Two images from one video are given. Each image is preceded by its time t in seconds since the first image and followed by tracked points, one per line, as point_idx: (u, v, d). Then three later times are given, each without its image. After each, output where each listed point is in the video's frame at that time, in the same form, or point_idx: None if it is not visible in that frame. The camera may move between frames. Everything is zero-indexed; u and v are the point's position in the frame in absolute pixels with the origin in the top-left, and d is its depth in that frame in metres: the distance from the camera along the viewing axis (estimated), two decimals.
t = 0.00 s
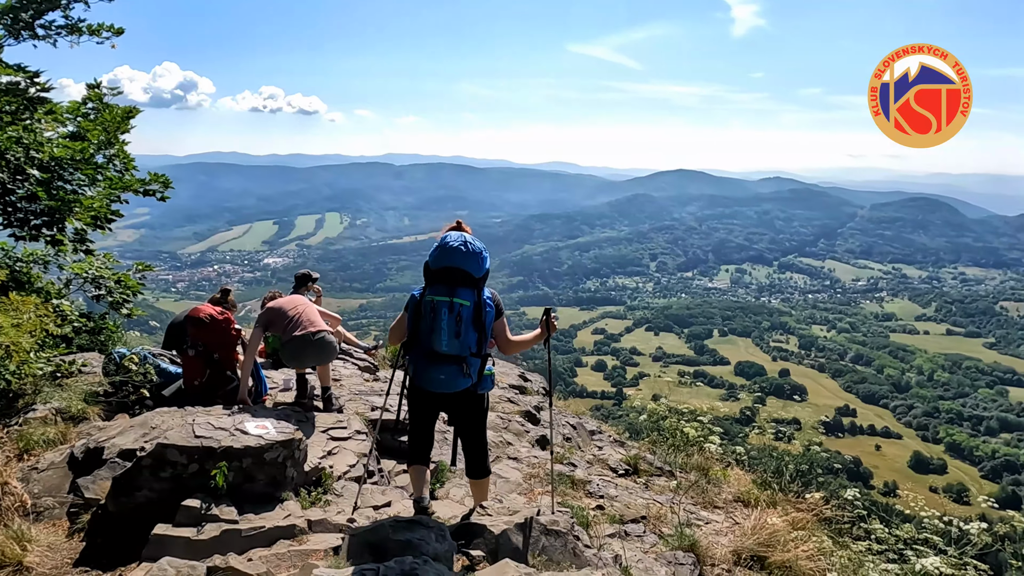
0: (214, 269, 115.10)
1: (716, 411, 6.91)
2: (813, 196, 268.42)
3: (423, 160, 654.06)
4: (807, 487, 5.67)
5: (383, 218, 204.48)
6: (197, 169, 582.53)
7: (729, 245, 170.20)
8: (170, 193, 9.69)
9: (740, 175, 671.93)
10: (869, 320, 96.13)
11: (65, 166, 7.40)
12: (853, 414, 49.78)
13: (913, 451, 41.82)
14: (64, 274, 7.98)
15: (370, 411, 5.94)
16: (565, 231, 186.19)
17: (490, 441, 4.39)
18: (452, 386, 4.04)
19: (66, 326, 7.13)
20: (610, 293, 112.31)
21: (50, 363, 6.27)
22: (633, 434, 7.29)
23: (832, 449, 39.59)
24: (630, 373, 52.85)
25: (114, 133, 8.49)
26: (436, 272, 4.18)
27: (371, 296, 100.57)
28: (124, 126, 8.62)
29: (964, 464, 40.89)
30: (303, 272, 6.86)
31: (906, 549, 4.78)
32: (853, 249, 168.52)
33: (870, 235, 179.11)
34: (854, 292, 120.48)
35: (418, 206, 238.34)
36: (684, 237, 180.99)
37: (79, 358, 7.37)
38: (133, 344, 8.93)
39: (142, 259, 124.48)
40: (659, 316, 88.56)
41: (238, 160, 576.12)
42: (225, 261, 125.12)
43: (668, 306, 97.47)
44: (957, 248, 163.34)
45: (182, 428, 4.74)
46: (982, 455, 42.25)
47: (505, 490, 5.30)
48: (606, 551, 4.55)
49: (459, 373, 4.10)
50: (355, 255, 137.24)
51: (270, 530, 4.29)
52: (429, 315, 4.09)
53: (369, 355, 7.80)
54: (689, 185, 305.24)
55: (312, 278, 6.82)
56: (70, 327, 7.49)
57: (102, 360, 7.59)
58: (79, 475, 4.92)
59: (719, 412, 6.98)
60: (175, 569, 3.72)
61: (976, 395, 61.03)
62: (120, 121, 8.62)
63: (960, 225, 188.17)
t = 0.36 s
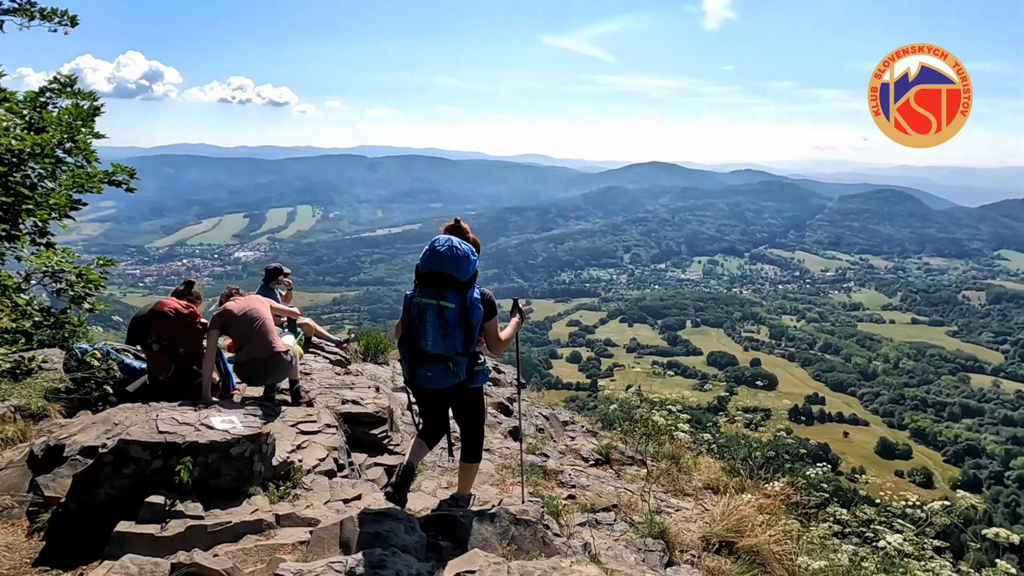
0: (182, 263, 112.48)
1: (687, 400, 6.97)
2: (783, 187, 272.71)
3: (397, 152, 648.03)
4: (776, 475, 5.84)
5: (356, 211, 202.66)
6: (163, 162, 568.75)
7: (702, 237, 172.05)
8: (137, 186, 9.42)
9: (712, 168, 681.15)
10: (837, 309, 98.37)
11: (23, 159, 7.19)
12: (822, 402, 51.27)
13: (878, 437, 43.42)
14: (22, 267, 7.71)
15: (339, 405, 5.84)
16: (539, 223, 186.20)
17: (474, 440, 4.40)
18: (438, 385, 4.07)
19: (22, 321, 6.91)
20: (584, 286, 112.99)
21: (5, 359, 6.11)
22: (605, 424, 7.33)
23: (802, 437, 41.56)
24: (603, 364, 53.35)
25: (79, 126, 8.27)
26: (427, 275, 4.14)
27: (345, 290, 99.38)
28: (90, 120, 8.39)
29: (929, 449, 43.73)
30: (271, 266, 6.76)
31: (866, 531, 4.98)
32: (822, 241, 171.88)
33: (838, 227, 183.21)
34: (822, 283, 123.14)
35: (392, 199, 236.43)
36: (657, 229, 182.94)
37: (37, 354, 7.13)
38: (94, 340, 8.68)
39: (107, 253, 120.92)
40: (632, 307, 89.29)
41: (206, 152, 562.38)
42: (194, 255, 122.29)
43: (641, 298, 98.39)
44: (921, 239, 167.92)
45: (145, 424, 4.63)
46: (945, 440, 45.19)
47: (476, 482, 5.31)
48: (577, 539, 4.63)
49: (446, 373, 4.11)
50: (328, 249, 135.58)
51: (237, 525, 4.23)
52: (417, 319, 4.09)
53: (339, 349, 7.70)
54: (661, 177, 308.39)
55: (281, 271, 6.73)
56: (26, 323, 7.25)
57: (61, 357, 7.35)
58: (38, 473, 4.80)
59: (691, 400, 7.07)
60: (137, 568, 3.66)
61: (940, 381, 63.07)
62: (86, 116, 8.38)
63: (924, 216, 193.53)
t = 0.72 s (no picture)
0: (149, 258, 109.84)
1: (659, 389, 7.05)
2: (754, 179, 276.39)
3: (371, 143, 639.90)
4: (745, 463, 5.97)
5: (329, 204, 200.44)
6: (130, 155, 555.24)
7: (675, 229, 173.57)
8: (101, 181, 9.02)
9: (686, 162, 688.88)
10: (807, 299, 100.39)
11: None
12: (792, 391, 52.14)
13: (847, 425, 44.66)
14: None
15: (309, 401, 5.78)
16: (514, 215, 185.89)
17: (444, 431, 4.41)
18: (395, 376, 4.06)
19: None
20: (559, 278, 113.51)
21: None
22: (578, 415, 7.38)
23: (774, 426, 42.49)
24: (578, 357, 53.65)
25: (34, 119, 7.97)
26: (394, 271, 4.10)
27: (318, 284, 98.12)
28: (48, 114, 8.11)
29: (895, 436, 43.85)
30: (240, 260, 6.64)
31: (832, 516, 5.10)
32: (793, 232, 174.79)
33: (807, 219, 186.71)
34: (793, 274, 125.62)
35: (366, 192, 234.03)
36: (630, 221, 184.67)
37: None
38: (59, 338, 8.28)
39: (70, 248, 117.31)
40: (607, 300, 89.91)
41: (172, 143, 547.49)
42: (162, 250, 119.37)
43: (615, 290, 99.17)
44: (888, 230, 171.96)
45: (108, 421, 4.54)
46: (909, 426, 45.82)
47: (448, 476, 5.31)
48: (546, 530, 4.68)
49: (410, 368, 4.08)
50: (299, 243, 133.67)
51: (203, 523, 4.16)
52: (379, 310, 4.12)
53: (311, 344, 7.65)
54: (635, 170, 310.89)
55: (251, 264, 6.62)
56: None
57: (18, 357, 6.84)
58: None
59: (662, 389, 7.16)
60: (99, 568, 3.58)
61: (905, 368, 64.88)
62: (45, 111, 8.12)
63: (891, 208, 198.33)
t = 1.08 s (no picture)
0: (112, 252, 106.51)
1: (630, 380, 7.16)
2: (723, 171, 279.88)
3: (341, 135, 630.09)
4: (713, 452, 6.11)
5: (299, 198, 197.49)
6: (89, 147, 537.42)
7: (646, 222, 174.74)
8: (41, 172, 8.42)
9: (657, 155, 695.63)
10: (775, 290, 102.34)
11: None
12: (761, 380, 54.16)
13: (814, 412, 45.87)
14: None
15: (277, 396, 5.70)
16: (487, 208, 184.94)
17: (406, 428, 4.45)
18: (352, 377, 4.16)
19: None
20: (532, 271, 113.59)
21: None
22: (550, 406, 7.41)
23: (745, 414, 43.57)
24: (552, 349, 53.83)
25: None
26: (353, 277, 4.22)
27: (288, 279, 96.26)
28: None
29: (859, 423, 47.54)
30: (206, 255, 6.55)
31: (796, 499, 5.24)
32: (761, 224, 177.68)
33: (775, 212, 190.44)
34: (761, 265, 128.04)
35: (337, 185, 230.78)
36: (602, 214, 185.68)
37: None
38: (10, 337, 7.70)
39: (27, 242, 112.83)
40: (580, 292, 90.25)
41: (133, 135, 530.78)
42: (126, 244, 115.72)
43: (588, 282, 99.63)
44: (853, 222, 176.01)
45: (64, 421, 4.42)
46: (874, 413, 48.79)
47: (419, 468, 5.29)
48: (517, 521, 4.70)
49: (364, 370, 4.22)
50: (269, 237, 131.13)
51: (167, 522, 4.07)
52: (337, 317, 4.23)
53: (279, 340, 7.53)
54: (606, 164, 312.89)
55: (216, 260, 6.56)
56: None
57: None
58: None
59: (633, 378, 7.26)
60: (56, 571, 3.49)
61: (869, 356, 66.77)
62: None
63: (855, 200, 203.17)
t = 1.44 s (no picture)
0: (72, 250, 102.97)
1: (600, 372, 7.21)
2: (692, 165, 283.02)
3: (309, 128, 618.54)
4: (681, 442, 6.22)
5: (267, 194, 193.98)
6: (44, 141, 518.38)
7: (617, 215, 175.74)
8: None
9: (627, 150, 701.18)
10: (742, 283, 104.12)
11: None
12: (729, 370, 55.32)
13: (780, 403, 47.15)
14: None
15: (242, 394, 5.61)
16: (457, 203, 184.00)
17: (369, 424, 4.42)
18: (309, 374, 4.20)
19: None
20: (503, 266, 113.52)
21: None
22: (521, 400, 7.38)
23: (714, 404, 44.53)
24: (524, 343, 53.96)
25: None
26: (307, 279, 4.29)
27: (256, 276, 94.35)
28: None
29: (824, 411, 49.34)
30: (168, 252, 6.44)
31: (765, 487, 5.32)
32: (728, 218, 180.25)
33: (743, 206, 193.59)
34: (729, 258, 130.17)
35: (306, 179, 227.16)
36: (573, 208, 186.42)
37: None
38: None
39: None
40: (551, 286, 90.42)
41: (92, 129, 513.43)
42: (86, 241, 111.94)
43: (559, 276, 99.88)
44: (818, 215, 179.90)
45: (18, 423, 4.30)
46: (839, 400, 50.45)
47: (388, 465, 5.25)
48: (486, 515, 4.71)
49: (320, 368, 4.24)
50: (236, 234, 128.42)
51: (126, 525, 3.97)
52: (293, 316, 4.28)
53: (246, 338, 7.42)
54: (576, 158, 314.21)
55: (179, 256, 6.44)
56: None
57: None
58: None
59: (604, 371, 7.30)
60: None
61: (833, 346, 68.54)
62: None
63: (820, 193, 207.76)
